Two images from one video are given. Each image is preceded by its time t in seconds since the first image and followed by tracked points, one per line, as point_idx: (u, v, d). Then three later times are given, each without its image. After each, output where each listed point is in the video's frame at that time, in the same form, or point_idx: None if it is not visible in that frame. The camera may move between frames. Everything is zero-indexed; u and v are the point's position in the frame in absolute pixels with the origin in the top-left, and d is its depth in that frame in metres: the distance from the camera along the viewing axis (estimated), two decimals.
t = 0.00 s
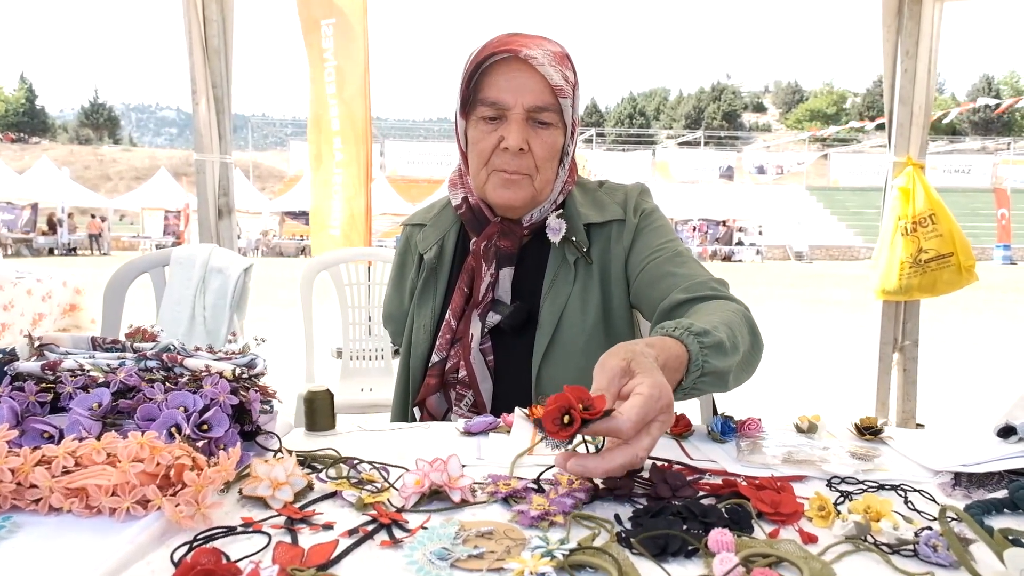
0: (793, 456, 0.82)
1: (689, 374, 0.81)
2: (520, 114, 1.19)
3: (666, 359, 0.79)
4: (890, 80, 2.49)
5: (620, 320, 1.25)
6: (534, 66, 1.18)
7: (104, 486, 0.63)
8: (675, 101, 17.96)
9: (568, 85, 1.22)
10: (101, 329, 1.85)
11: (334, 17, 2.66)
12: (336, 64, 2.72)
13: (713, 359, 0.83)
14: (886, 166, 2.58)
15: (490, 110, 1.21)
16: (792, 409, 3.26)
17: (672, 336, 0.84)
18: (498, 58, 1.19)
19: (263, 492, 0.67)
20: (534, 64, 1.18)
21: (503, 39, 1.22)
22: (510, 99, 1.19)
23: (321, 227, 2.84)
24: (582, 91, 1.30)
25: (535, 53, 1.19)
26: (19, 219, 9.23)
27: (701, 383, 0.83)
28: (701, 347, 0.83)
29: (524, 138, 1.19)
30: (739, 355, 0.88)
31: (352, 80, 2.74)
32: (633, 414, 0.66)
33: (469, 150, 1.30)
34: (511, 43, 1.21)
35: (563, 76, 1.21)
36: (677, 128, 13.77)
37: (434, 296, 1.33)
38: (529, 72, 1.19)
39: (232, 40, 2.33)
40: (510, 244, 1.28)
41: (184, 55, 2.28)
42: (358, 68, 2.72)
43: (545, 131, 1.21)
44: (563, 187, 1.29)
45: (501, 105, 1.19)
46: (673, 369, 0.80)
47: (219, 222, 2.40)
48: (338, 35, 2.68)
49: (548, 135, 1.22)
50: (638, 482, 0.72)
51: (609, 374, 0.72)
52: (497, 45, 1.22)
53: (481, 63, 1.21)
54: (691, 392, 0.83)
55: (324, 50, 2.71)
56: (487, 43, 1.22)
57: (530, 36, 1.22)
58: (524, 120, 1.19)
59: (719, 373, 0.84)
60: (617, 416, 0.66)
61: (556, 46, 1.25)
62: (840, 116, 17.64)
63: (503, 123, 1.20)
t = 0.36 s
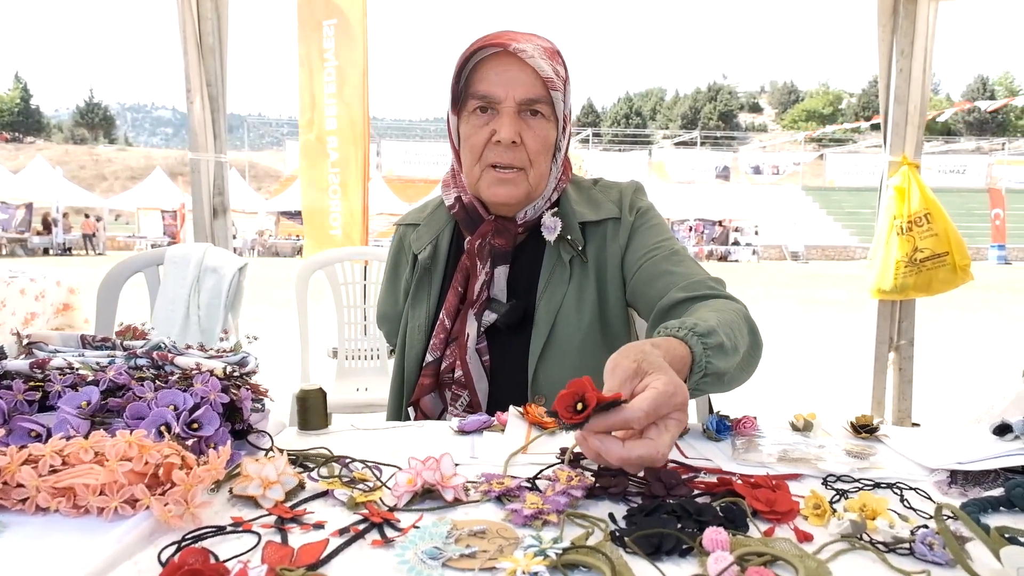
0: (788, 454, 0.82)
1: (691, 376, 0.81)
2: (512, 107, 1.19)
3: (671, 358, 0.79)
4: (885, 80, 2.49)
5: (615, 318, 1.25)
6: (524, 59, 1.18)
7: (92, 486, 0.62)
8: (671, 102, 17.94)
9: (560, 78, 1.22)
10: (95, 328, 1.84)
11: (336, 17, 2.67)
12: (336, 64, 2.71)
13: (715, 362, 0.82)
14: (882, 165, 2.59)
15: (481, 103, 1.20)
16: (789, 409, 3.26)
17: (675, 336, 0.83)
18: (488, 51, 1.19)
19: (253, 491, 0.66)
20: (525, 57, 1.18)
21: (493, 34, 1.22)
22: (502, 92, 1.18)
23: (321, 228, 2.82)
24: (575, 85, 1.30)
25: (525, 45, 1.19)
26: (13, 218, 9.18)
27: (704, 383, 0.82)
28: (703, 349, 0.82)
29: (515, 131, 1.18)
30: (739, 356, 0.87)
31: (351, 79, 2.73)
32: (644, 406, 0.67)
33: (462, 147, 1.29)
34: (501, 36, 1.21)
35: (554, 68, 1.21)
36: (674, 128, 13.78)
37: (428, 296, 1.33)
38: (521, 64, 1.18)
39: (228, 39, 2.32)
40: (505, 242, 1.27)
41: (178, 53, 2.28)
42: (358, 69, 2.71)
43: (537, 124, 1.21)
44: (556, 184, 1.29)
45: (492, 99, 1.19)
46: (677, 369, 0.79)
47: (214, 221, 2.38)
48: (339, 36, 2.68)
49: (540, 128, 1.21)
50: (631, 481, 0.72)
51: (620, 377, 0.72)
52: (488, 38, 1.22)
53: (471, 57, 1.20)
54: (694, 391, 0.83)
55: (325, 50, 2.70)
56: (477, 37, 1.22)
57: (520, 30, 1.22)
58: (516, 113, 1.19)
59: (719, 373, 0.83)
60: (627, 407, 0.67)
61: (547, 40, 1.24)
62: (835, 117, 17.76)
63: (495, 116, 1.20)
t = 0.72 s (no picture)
0: (782, 453, 0.82)
1: (679, 374, 0.81)
2: (510, 105, 1.18)
3: (661, 357, 0.78)
4: (880, 80, 2.49)
5: (610, 318, 1.25)
6: (525, 57, 1.17)
7: (81, 486, 0.62)
8: (667, 102, 17.92)
9: (560, 77, 1.22)
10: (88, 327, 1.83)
11: (326, 16, 2.65)
12: (325, 62, 2.71)
13: (704, 362, 0.82)
14: (877, 165, 2.59)
15: (480, 101, 1.20)
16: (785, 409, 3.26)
17: (667, 335, 0.83)
18: (488, 48, 1.18)
19: (245, 491, 0.66)
20: (526, 55, 1.17)
21: (494, 31, 1.21)
22: (500, 90, 1.18)
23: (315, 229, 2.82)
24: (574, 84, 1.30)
25: (525, 44, 1.18)
26: (7, 218, 9.13)
27: (690, 382, 0.82)
28: (694, 349, 0.82)
29: (513, 130, 1.18)
30: (730, 357, 0.87)
31: (340, 77, 2.73)
32: (637, 406, 0.67)
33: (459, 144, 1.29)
34: (502, 34, 1.20)
35: (554, 67, 1.20)
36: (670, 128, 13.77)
37: (424, 294, 1.32)
38: (521, 63, 1.18)
39: (221, 38, 2.30)
40: (501, 241, 1.27)
41: (172, 53, 2.26)
42: (346, 66, 2.71)
43: (536, 123, 1.20)
44: (554, 183, 1.29)
45: (491, 96, 1.18)
46: (666, 367, 0.79)
47: (209, 221, 2.37)
48: (328, 34, 2.67)
49: (538, 128, 1.21)
50: (625, 481, 0.72)
51: (610, 370, 0.72)
52: (489, 35, 1.21)
53: (471, 54, 1.20)
54: (682, 391, 0.83)
55: (314, 48, 2.69)
56: (477, 35, 1.22)
57: (521, 28, 1.22)
58: (514, 111, 1.19)
59: (708, 373, 0.83)
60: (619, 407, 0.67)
61: (547, 39, 1.24)
62: (831, 117, 17.77)
63: (493, 114, 1.19)
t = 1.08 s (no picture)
0: (778, 453, 0.82)
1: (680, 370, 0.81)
2: (503, 108, 1.18)
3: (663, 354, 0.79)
4: (872, 81, 2.51)
5: (608, 317, 1.24)
6: (516, 58, 1.17)
7: (74, 489, 0.61)
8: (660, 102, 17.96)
9: (552, 76, 1.21)
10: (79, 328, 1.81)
11: (329, 19, 2.65)
12: (329, 65, 2.70)
13: (704, 359, 0.82)
14: (869, 166, 2.60)
15: (472, 104, 1.19)
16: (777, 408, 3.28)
17: (668, 330, 0.83)
18: (479, 51, 1.18)
19: (240, 493, 0.65)
20: (516, 56, 1.17)
21: (485, 33, 1.21)
22: (492, 92, 1.17)
23: (309, 229, 2.80)
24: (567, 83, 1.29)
25: (516, 45, 1.18)
26: None
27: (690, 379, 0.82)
28: (694, 346, 0.82)
29: (507, 132, 1.18)
30: (729, 353, 0.87)
31: (342, 79, 2.71)
32: (645, 402, 0.65)
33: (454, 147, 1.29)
34: (493, 36, 1.20)
35: (546, 67, 1.20)
36: (662, 128, 13.83)
37: (421, 295, 1.32)
38: (512, 64, 1.17)
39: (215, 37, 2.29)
40: (499, 241, 1.26)
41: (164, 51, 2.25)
42: (350, 70, 2.70)
43: (529, 124, 1.20)
44: (550, 182, 1.28)
45: (483, 99, 1.18)
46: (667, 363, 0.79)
47: (201, 221, 2.36)
48: (332, 38, 2.66)
49: (532, 128, 1.20)
50: (622, 481, 0.71)
51: (612, 366, 0.72)
52: (479, 38, 1.21)
53: (462, 57, 1.19)
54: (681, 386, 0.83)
55: (318, 51, 2.69)
56: (467, 37, 1.21)
57: (512, 29, 1.22)
58: (508, 113, 1.18)
59: (707, 369, 0.83)
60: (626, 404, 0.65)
61: (539, 38, 1.23)
62: (822, 118, 17.87)
63: (487, 117, 1.19)
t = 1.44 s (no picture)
0: (762, 451, 0.83)
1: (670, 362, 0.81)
2: (492, 109, 1.18)
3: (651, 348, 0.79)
4: (860, 82, 2.53)
5: (598, 316, 1.25)
6: (504, 60, 1.17)
7: (59, 487, 0.61)
8: (651, 102, 18.00)
9: (541, 77, 1.21)
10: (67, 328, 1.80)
11: (324, 20, 2.65)
12: (323, 65, 2.69)
13: (693, 354, 0.83)
14: (857, 166, 2.62)
15: (462, 106, 1.20)
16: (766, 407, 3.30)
17: (657, 324, 0.84)
18: (468, 52, 1.18)
19: (226, 492, 0.66)
20: (504, 58, 1.17)
21: (474, 34, 1.21)
22: (481, 94, 1.18)
23: (300, 228, 2.79)
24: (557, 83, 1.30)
25: (505, 47, 1.18)
26: None
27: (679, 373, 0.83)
28: (683, 341, 0.82)
29: (496, 134, 1.18)
30: (720, 347, 0.88)
31: (336, 79, 2.70)
32: (638, 385, 0.66)
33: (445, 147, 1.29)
34: (482, 37, 1.20)
35: (535, 68, 1.20)
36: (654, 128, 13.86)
37: (412, 293, 1.32)
38: (501, 66, 1.17)
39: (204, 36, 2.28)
40: (489, 239, 1.27)
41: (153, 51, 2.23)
42: (344, 70, 2.69)
43: (518, 125, 1.20)
44: (541, 182, 1.29)
45: (472, 100, 1.18)
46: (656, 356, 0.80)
47: (190, 220, 2.34)
48: (326, 38, 2.66)
49: (521, 129, 1.21)
50: (607, 478, 0.72)
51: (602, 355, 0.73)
52: (469, 39, 1.21)
53: (452, 59, 1.20)
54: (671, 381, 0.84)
55: (313, 51, 2.68)
56: (457, 38, 1.21)
57: (501, 30, 1.22)
58: (497, 115, 1.18)
59: (697, 362, 0.84)
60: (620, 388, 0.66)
61: (528, 39, 1.24)
62: (812, 119, 17.97)
63: (476, 118, 1.19)
